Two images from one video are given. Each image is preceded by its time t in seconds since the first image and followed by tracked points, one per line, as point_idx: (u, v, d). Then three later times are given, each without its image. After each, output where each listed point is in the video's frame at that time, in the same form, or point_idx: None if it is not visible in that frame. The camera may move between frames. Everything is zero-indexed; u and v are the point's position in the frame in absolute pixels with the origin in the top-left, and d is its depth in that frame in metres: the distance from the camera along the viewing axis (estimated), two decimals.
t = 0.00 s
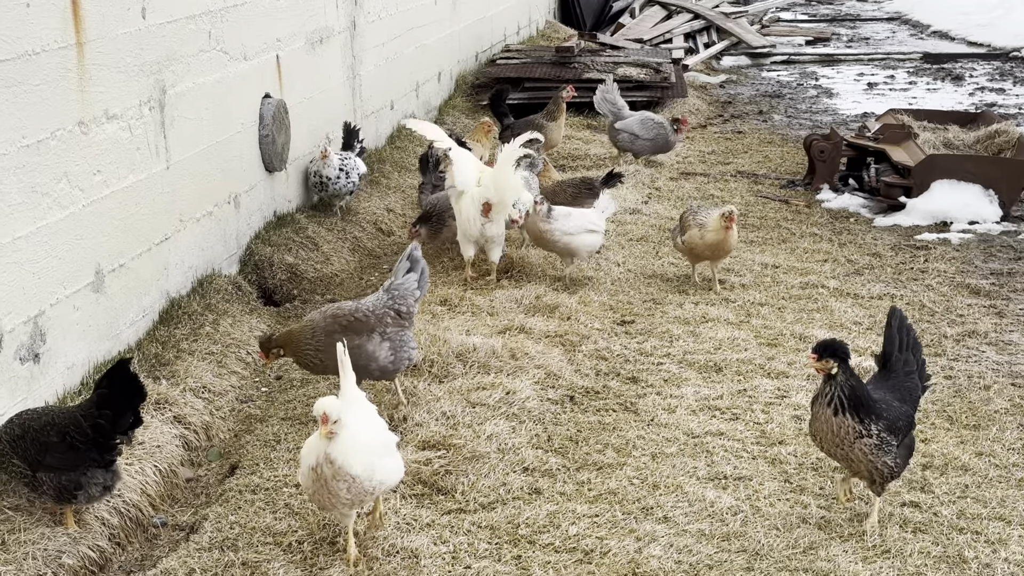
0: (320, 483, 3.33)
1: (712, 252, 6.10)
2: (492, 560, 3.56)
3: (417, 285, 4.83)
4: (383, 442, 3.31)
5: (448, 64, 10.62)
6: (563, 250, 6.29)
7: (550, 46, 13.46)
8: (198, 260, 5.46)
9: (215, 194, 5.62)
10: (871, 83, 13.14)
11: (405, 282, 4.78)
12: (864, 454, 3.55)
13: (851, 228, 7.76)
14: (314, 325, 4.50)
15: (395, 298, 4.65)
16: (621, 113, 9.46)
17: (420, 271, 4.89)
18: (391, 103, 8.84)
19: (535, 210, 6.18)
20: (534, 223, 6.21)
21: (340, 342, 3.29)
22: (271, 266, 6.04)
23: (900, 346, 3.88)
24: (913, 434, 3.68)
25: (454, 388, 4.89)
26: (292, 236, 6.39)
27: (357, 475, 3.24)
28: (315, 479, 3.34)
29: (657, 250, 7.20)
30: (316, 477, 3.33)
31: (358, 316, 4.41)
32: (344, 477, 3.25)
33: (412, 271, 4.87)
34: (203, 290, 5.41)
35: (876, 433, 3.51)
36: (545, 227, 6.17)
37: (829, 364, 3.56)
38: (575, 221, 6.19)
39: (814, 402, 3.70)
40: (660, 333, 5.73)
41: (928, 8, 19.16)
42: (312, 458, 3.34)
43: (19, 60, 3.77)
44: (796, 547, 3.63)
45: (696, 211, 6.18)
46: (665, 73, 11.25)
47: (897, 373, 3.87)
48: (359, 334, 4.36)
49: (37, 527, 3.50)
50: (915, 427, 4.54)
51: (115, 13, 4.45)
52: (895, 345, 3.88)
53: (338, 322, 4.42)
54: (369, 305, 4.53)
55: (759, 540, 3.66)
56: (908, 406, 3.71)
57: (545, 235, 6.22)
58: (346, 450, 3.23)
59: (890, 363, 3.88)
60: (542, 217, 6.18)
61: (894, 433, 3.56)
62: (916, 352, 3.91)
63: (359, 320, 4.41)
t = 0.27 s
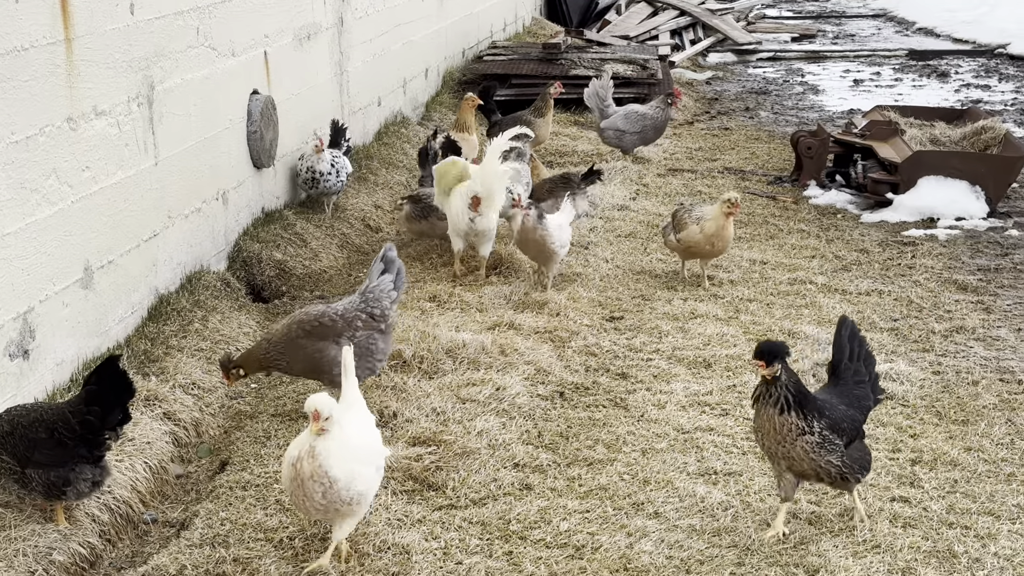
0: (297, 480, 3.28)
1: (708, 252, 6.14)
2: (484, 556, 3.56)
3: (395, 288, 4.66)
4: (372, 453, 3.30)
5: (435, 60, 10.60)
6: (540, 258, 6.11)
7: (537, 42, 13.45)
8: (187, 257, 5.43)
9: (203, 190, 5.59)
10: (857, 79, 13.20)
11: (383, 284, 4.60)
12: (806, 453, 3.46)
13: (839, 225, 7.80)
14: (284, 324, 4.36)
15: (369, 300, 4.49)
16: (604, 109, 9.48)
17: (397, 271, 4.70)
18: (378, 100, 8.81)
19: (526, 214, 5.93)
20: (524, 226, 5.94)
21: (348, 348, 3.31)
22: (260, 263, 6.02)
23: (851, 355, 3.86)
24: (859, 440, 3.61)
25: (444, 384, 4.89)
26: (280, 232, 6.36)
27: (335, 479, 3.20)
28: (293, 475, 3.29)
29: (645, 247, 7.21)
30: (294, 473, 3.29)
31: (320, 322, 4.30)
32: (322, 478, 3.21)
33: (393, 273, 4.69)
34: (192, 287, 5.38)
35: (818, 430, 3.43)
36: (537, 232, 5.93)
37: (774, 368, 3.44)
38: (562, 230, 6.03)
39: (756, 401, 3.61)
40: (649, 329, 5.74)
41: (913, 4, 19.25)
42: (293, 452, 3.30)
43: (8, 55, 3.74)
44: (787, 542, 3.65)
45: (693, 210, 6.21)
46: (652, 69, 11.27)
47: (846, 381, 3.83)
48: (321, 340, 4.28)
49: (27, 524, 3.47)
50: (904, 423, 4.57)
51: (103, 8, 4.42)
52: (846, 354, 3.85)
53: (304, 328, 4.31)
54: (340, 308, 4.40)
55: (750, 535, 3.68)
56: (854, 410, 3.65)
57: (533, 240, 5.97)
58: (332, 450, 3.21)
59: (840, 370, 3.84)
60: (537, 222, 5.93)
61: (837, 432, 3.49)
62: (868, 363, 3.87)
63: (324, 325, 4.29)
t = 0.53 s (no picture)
0: (276, 491, 3.19)
1: (697, 252, 6.16)
2: (480, 552, 3.56)
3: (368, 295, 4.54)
4: (357, 464, 3.25)
5: (424, 57, 10.57)
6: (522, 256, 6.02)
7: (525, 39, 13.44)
8: (179, 254, 5.40)
9: (195, 187, 5.56)
10: (844, 76, 13.26)
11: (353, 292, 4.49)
12: (765, 454, 3.45)
13: (829, 221, 7.83)
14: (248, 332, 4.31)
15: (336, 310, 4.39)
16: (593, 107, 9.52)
17: (374, 278, 4.59)
18: (368, 97, 8.79)
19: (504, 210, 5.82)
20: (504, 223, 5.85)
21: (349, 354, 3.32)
22: (251, 259, 6.00)
23: (811, 348, 3.84)
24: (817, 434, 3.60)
25: (438, 381, 4.88)
26: (271, 229, 6.34)
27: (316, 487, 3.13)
28: (272, 486, 3.19)
29: (636, 243, 7.22)
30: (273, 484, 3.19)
31: (280, 335, 4.22)
32: (303, 487, 3.13)
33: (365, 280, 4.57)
34: (184, 284, 5.35)
35: (776, 433, 3.42)
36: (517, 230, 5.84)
37: (743, 369, 3.42)
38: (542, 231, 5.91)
39: (718, 400, 3.60)
40: (642, 325, 5.75)
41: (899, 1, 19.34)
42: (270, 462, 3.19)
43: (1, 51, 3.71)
44: (782, 537, 3.67)
45: (688, 209, 6.15)
46: (640, 66, 11.29)
47: (807, 373, 3.81)
48: (283, 353, 4.22)
49: (23, 521, 3.45)
50: (896, 419, 4.59)
51: (95, 4, 4.39)
52: (805, 348, 3.84)
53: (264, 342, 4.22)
54: (303, 317, 4.31)
55: (746, 531, 3.69)
56: (815, 404, 3.64)
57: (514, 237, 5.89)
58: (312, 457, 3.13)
59: (799, 363, 3.83)
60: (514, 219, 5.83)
61: (796, 430, 3.47)
62: (829, 354, 3.86)
63: (284, 338, 4.22)
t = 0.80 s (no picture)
0: (266, 497, 3.16)
1: (689, 255, 6.22)
2: (477, 550, 3.56)
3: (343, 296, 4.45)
4: (349, 473, 3.21)
5: (412, 55, 10.55)
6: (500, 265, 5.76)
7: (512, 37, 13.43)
8: (171, 253, 5.38)
9: (187, 185, 5.54)
10: (831, 74, 13.32)
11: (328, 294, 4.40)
12: (742, 467, 3.41)
13: (818, 219, 7.86)
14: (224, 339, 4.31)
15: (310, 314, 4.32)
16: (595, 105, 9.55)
17: (350, 279, 4.50)
18: (357, 95, 8.77)
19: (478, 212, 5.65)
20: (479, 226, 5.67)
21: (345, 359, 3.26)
22: (243, 258, 5.97)
23: (788, 364, 3.75)
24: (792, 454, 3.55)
25: (432, 378, 4.88)
26: (262, 228, 6.32)
27: (305, 495, 3.09)
28: (263, 493, 3.17)
29: (627, 241, 7.23)
30: (263, 491, 3.16)
31: (251, 345, 4.20)
32: (293, 495, 3.09)
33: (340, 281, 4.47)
34: (176, 283, 5.33)
35: (758, 446, 3.38)
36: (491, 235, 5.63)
37: (728, 372, 3.35)
38: (519, 239, 5.64)
39: (699, 407, 3.52)
40: (634, 323, 5.76)
41: None
42: (261, 468, 3.16)
43: None
44: (778, 534, 3.68)
45: (685, 211, 6.14)
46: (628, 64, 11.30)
47: (784, 391, 3.73)
48: (257, 362, 4.21)
49: (20, 520, 3.44)
50: (890, 416, 4.62)
51: (88, 3, 4.37)
52: (783, 364, 3.75)
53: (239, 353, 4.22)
54: (275, 323, 4.27)
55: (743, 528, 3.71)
56: (793, 423, 3.58)
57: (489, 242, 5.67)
58: (302, 463, 3.10)
59: (777, 380, 3.75)
60: (488, 223, 5.63)
61: (775, 446, 3.42)
62: (806, 373, 3.78)
63: (257, 347, 4.20)
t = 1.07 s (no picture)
0: (245, 506, 3.03)
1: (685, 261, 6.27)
2: (475, 548, 3.57)
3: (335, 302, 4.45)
4: (327, 481, 3.12)
5: (401, 54, 10.53)
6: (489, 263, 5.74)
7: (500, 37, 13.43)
8: (164, 252, 5.36)
9: (179, 185, 5.52)
10: (818, 74, 13.38)
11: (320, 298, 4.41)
12: (732, 477, 3.34)
13: (809, 218, 7.89)
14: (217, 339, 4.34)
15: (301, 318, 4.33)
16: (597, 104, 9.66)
17: (342, 282, 4.49)
18: (346, 95, 8.75)
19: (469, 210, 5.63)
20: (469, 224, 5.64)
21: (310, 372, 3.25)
22: (236, 257, 5.95)
23: (760, 366, 3.64)
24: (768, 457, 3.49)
25: (427, 378, 4.88)
26: (255, 228, 6.30)
27: (287, 498, 2.99)
28: (241, 502, 3.04)
29: (618, 241, 7.24)
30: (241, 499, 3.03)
31: (241, 347, 4.22)
32: (275, 498, 2.99)
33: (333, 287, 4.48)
34: (169, 282, 5.31)
35: (748, 453, 3.32)
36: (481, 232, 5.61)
37: (708, 382, 3.25)
38: (508, 237, 5.65)
39: (683, 419, 3.42)
40: (627, 322, 5.77)
41: None
42: (239, 476, 3.04)
43: None
44: (775, 532, 3.70)
45: (685, 220, 6.14)
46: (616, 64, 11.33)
47: (756, 393, 3.63)
48: (247, 365, 4.22)
49: (17, 519, 3.43)
50: (883, 415, 4.64)
51: (83, 2, 4.36)
52: (755, 366, 3.63)
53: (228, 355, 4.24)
54: (267, 325, 4.29)
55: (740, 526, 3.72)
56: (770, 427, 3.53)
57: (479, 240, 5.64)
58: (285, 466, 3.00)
59: (751, 383, 3.63)
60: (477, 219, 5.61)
61: (761, 454, 3.40)
62: (775, 373, 3.69)
63: (246, 350, 4.22)
